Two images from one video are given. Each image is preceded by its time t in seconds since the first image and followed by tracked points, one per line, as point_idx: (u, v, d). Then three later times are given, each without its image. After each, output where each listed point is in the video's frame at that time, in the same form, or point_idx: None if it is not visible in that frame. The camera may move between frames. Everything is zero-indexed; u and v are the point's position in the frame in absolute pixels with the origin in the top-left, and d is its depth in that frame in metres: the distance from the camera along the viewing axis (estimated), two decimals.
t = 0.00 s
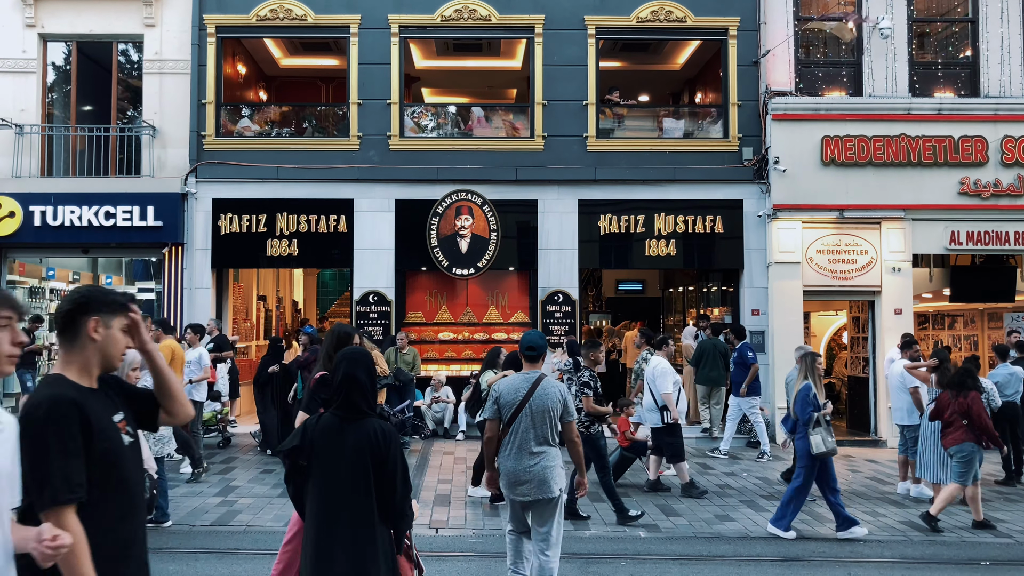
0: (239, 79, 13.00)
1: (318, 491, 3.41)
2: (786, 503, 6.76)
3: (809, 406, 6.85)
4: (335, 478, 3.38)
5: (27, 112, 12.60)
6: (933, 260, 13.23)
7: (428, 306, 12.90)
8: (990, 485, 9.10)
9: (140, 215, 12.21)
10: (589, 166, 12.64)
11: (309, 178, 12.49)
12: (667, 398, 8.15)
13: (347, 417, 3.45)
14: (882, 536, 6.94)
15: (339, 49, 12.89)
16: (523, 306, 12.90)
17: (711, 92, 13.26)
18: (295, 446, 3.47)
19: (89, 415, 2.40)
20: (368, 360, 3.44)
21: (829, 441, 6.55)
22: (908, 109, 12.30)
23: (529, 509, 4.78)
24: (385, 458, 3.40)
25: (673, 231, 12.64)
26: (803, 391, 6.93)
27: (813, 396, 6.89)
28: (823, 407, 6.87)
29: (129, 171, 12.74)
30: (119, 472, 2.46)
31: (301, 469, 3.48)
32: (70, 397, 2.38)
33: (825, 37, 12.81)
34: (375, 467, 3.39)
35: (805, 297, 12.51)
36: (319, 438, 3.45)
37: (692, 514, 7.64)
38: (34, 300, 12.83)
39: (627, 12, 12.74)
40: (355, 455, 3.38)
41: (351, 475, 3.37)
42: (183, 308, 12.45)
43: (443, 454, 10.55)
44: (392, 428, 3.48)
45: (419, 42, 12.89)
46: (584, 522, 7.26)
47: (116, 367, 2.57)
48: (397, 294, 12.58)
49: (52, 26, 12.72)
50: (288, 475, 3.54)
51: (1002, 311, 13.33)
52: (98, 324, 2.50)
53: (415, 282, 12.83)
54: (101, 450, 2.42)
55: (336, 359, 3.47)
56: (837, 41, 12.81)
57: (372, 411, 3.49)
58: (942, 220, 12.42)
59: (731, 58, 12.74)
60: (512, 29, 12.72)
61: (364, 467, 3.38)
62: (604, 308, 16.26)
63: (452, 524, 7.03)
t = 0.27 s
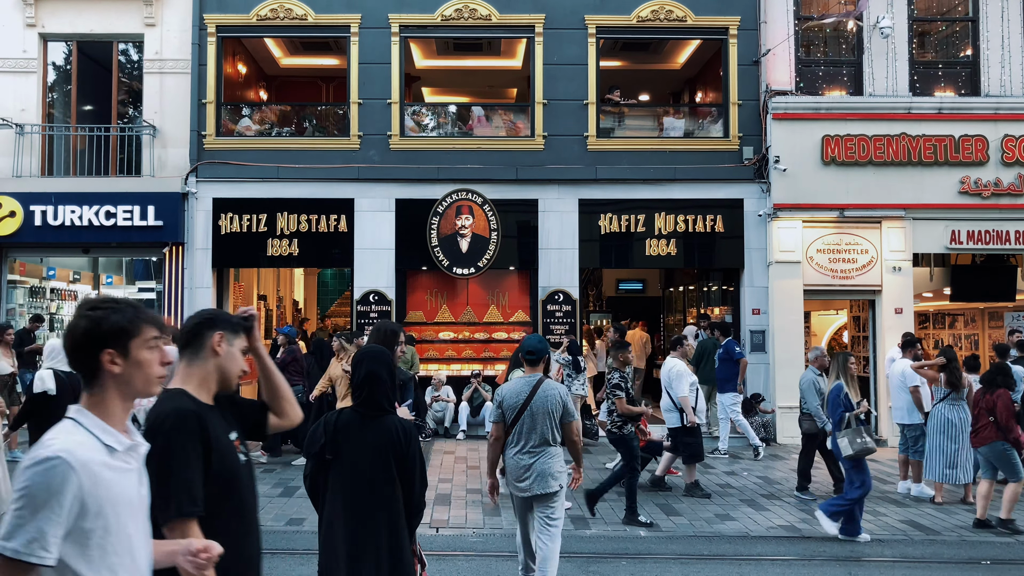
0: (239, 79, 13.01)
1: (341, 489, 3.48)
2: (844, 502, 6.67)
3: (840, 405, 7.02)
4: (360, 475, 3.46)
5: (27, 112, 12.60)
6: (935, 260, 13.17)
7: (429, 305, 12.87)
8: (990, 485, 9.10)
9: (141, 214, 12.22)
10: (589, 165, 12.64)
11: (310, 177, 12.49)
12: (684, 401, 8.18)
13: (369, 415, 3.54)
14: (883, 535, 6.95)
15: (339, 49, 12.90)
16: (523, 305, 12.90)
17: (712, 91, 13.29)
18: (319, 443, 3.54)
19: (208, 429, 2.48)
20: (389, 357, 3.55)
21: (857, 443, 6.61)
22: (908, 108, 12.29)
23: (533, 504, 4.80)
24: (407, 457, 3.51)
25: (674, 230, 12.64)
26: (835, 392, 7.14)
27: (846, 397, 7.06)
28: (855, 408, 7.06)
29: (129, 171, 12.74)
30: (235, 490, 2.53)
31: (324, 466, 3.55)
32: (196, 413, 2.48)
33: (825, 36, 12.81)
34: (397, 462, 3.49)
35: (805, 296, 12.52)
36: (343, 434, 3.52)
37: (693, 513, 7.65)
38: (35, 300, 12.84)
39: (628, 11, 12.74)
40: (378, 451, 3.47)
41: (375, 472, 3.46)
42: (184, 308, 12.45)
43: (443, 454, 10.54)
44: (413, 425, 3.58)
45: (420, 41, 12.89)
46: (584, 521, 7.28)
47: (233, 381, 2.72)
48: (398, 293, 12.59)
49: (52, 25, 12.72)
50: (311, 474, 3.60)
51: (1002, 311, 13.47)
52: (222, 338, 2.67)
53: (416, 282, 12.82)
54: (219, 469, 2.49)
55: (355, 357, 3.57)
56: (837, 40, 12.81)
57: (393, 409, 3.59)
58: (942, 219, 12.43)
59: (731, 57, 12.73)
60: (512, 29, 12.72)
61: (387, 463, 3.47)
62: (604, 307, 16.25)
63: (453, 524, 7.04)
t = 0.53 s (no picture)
0: (240, 79, 13.01)
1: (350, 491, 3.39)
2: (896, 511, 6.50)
3: (874, 407, 6.91)
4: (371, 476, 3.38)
5: (28, 112, 12.60)
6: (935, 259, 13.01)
7: (429, 305, 12.82)
8: (991, 484, 9.09)
9: (142, 214, 12.21)
10: (590, 165, 12.64)
11: (310, 177, 12.49)
12: (700, 401, 8.18)
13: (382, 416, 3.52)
14: (883, 535, 6.95)
15: (339, 49, 12.90)
16: (524, 305, 12.87)
17: (713, 91, 13.31)
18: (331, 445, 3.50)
19: (319, 418, 2.54)
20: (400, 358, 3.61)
21: (890, 444, 6.36)
22: (909, 108, 12.29)
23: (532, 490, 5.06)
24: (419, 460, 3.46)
25: (674, 230, 12.64)
26: (868, 395, 6.96)
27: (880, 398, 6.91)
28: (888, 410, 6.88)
29: (129, 170, 12.74)
30: (347, 476, 2.54)
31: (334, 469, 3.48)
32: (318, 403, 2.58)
33: (826, 35, 12.80)
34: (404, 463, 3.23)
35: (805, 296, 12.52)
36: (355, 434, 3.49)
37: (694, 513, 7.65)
38: (36, 299, 12.84)
39: (628, 11, 12.74)
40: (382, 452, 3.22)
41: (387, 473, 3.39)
42: (185, 307, 12.45)
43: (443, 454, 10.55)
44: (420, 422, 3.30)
45: (420, 41, 12.89)
46: (584, 520, 7.29)
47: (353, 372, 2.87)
48: (398, 293, 12.58)
49: (53, 25, 12.72)
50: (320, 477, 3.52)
51: (1003, 310, 13.48)
52: (332, 325, 2.85)
53: (416, 282, 12.78)
54: (329, 454, 2.52)
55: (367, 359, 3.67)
56: (837, 39, 12.80)
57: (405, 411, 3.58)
58: (943, 219, 12.43)
59: (731, 56, 12.72)
60: (513, 29, 12.71)
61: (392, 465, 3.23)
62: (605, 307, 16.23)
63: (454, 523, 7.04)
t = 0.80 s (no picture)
0: (240, 78, 13.01)
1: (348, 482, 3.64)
2: (922, 511, 6.39)
3: (914, 407, 6.90)
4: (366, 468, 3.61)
5: (28, 111, 12.60)
6: (935, 258, 12.95)
7: (429, 304, 12.77)
8: (992, 483, 9.09)
9: (142, 213, 12.22)
10: (590, 164, 12.64)
11: (311, 176, 12.50)
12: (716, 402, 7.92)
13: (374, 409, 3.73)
14: (883, 534, 6.95)
15: (339, 48, 12.90)
16: (524, 304, 12.84)
17: (713, 90, 13.26)
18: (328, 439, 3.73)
19: (446, 444, 2.46)
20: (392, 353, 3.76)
21: (937, 444, 6.36)
22: (910, 107, 12.28)
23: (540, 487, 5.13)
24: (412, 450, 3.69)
25: (674, 229, 12.64)
26: (908, 392, 7.01)
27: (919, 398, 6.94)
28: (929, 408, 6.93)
29: (130, 170, 12.75)
30: (474, 502, 2.35)
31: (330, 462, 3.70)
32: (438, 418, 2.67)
33: (826, 34, 12.79)
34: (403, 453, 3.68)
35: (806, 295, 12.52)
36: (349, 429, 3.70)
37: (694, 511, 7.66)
38: (36, 299, 12.84)
39: (628, 10, 12.74)
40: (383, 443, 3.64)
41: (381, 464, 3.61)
42: (185, 307, 12.45)
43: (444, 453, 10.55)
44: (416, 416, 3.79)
45: (421, 40, 12.88)
46: (584, 519, 7.29)
47: (465, 382, 2.95)
48: (399, 292, 12.58)
49: (53, 25, 12.72)
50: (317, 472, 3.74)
51: (1003, 309, 13.46)
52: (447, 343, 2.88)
53: (416, 282, 12.76)
54: (455, 478, 2.37)
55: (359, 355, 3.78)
56: (838, 38, 12.80)
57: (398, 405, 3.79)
58: (943, 217, 12.42)
59: (732, 56, 12.72)
60: (513, 28, 12.71)
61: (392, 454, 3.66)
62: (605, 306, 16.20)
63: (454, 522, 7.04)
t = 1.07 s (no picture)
0: (241, 77, 13.00)
1: (349, 478, 3.75)
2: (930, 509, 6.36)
3: (954, 406, 6.51)
4: (366, 464, 3.73)
5: (28, 110, 12.60)
6: (936, 257, 12.95)
7: (430, 303, 12.88)
8: (993, 483, 9.09)
9: (143, 212, 12.22)
10: (590, 163, 12.63)
11: (311, 175, 12.50)
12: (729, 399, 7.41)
13: (373, 406, 3.83)
14: (884, 533, 6.94)
15: (340, 47, 12.89)
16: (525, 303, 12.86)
17: (713, 89, 13.26)
18: (328, 434, 3.80)
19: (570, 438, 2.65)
20: (391, 353, 3.82)
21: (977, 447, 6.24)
22: (910, 106, 12.28)
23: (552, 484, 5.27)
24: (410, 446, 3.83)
25: (675, 228, 12.63)
26: (946, 391, 6.65)
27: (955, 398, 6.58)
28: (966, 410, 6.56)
29: (130, 169, 12.75)
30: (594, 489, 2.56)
31: (332, 457, 3.78)
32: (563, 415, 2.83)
33: (827, 33, 12.78)
34: (402, 452, 3.80)
35: (806, 294, 12.51)
36: (348, 425, 3.79)
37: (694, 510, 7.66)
38: (37, 298, 12.84)
39: (629, 9, 12.72)
40: (384, 442, 3.75)
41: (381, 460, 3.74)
42: (186, 306, 12.45)
43: (445, 452, 10.55)
44: (412, 416, 3.92)
45: (421, 38, 12.86)
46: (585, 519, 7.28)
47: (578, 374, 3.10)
48: (399, 291, 12.58)
49: (53, 23, 12.71)
50: (317, 468, 3.81)
51: (1003, 309, 13.46)
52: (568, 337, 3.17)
53: (417, 281, 12.80)
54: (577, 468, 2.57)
55: (357, 352, 3.83)
56: (838, 37, 12.79)
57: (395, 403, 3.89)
58: (944, 217, 12.41)
59: (733, 54, 12.71)
60: (513, 27, 12.70)
61: (392, 453, 3.76)
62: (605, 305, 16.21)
63: (454, 522, 7.03)
